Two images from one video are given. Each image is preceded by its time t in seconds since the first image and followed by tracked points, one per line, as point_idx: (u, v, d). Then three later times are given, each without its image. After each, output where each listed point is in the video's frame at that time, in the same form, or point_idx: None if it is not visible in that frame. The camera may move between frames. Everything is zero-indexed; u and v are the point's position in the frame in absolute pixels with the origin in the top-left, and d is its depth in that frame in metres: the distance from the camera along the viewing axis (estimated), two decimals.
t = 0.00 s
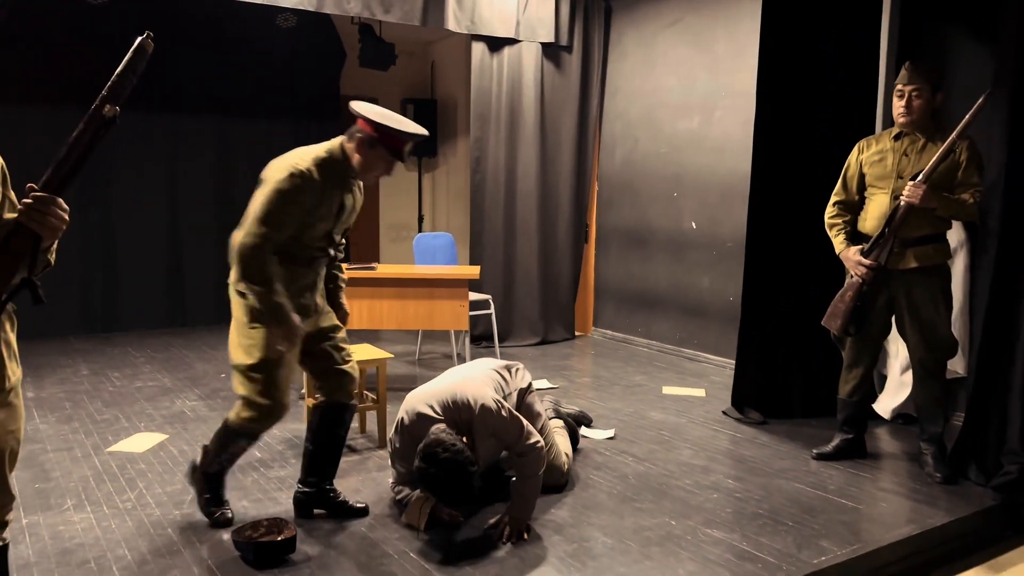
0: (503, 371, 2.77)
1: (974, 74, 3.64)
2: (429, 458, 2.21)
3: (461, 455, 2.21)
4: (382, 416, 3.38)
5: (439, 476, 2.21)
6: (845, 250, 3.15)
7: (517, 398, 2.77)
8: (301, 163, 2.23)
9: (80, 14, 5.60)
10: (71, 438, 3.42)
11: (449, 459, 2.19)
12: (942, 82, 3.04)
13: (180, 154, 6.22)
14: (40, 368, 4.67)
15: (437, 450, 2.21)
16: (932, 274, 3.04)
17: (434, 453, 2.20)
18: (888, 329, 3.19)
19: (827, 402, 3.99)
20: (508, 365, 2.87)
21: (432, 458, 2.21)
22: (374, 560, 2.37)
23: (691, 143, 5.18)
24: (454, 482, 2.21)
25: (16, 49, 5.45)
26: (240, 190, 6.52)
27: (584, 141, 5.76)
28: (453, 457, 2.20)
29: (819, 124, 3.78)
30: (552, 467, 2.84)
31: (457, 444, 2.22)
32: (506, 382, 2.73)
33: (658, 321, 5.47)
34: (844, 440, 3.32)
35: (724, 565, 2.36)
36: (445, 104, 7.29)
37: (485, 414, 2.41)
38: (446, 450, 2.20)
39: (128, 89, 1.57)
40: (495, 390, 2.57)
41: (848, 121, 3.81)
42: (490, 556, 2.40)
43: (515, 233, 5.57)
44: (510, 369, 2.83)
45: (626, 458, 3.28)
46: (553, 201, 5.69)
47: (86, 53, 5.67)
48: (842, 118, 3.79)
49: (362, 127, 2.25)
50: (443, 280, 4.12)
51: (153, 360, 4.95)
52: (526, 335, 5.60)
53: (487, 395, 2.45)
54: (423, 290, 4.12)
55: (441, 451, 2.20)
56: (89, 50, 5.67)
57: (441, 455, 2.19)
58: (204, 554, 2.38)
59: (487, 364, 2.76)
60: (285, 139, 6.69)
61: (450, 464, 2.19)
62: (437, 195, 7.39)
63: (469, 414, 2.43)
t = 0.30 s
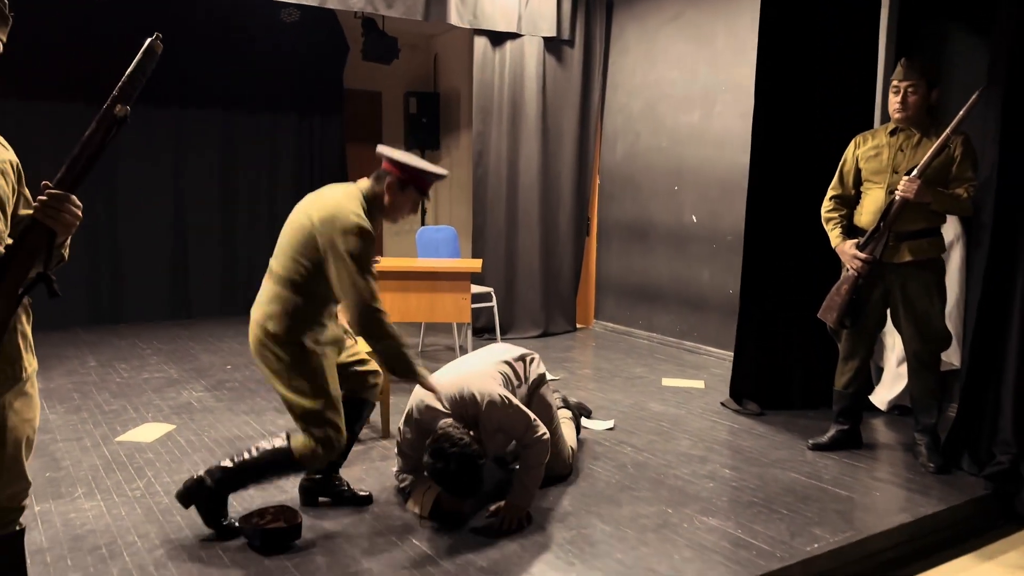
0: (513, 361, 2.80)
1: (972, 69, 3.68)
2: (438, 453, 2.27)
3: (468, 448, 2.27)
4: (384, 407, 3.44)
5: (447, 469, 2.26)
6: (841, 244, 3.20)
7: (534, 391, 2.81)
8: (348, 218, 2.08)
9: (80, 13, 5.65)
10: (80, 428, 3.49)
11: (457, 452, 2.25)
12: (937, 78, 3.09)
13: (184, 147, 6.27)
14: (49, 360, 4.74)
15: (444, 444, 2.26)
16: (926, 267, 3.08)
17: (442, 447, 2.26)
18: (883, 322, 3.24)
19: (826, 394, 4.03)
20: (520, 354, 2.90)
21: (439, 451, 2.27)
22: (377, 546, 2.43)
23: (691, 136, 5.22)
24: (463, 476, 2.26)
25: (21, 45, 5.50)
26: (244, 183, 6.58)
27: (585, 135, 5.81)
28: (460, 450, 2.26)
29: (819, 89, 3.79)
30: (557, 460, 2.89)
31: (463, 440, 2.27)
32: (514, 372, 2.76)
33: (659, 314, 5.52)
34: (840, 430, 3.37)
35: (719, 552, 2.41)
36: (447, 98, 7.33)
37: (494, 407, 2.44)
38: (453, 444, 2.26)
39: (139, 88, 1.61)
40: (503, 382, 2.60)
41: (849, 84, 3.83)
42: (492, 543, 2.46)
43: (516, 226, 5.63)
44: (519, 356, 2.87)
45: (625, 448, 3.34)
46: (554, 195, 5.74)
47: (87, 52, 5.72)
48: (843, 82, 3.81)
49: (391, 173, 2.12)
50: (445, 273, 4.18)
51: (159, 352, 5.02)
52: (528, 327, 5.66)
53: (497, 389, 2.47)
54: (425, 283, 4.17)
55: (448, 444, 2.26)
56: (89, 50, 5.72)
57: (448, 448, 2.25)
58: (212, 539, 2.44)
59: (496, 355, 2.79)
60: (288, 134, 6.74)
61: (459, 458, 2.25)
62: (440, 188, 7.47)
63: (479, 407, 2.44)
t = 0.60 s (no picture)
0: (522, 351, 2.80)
1: (967, 63, 3.70)
2: (441, 442, 2.34)
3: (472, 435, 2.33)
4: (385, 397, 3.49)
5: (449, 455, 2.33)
6: (835, 235, 3.24)
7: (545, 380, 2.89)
8: (376, 299, 2.25)
9: (82, 9, 5.68)
10: (84, 417, 3.54)
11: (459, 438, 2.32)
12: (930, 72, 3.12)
13: (186, 139, 6.31)
14: (54, 349, 4.80)
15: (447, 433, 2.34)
16: (919, 259, 3.13)
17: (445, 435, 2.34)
18: (876, 312, 3.28)
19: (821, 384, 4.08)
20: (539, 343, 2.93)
21: (442, 440, 2.34)
22: (377, 530, 2.48)
23: (690, 128, 5.26)
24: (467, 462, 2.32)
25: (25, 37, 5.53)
26: (245, 174, 6.62)
27: (585, 127, 5.84)
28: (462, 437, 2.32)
29: (816, 86, 3.82)
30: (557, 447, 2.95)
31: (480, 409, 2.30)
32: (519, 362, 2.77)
33: (657, 305, 5.57)
34: (834, 420, 3.42)
35: (711, 537, 2.47)
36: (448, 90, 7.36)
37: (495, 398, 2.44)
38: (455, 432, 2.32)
39: (143, 85, 1.65)
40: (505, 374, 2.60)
41: (845, 92, 3.85)
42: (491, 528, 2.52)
43: (516, 218, 5.67)
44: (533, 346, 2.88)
45: (621, 437, 3.39)
46: (553, 187, 5.78)
47: (89, 47, 5.75)
48: (840, 92, 3.84)
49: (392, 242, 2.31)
50: (446, 265, 4.22)
51: (162, 342, 5.07)
52: (527, 318, 5.70)
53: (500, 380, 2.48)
54: (425, 274, 4.22)
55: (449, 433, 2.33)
56: (89, 51, 5.75)
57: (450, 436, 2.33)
58: (216, 525, 2.50)
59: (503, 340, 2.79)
60: (289, 125, 6.77)
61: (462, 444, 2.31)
62: (440, 179, 7.51)
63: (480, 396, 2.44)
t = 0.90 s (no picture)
0: (521, 336, 2.86)
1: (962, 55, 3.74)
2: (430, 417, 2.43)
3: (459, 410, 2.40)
4: (387, 385, 3.54)
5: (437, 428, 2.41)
6: (829, 227, 3.28)
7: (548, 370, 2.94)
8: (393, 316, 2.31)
9: None
10: (91, 404, 3.61)
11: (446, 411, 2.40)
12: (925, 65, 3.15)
13: (189, 130, 6.35)
14: (59, 339, 4.86)
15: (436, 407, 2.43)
16: (912, 251, 3.17)
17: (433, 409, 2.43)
18: (870, 303, 3.33)
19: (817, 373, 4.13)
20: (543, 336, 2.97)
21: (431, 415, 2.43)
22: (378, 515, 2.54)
23: (689, 119, 5.29)
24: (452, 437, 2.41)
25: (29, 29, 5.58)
26: (248, 165, 6.67)
27: (585, 119, 5.87)
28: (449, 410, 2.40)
29: (813, 78, 3.86)
30: (555, 434, 3.00)
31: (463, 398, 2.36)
32: (516, 346, 2.83)
33: (656, 295, 5.62)
34: (828, 409, 3.48)
35: (704, 522, 2.52)
36: (449, 81, 7.39)
37: (483, 375, 2.50)
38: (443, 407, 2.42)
39: (148, 83, 1.69)
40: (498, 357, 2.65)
41: (843, 64, 3.89)
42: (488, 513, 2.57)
43: (516, 209, 5.72)
44: (535, 332, 2.93)
45: (618, 425, 3.45)
46: (554, 177, 5.82)
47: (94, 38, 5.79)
48: (838, 63, 3.88)
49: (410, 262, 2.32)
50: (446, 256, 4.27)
51: (166, 331, 5.13)
52: (527, 308, 5.76)
53: (490, 359, 2.54)
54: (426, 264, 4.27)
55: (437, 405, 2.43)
56: (92, 46, 5.79)
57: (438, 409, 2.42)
58: (220, 511, 2.56)
59: (502, 323, 2.85)
60: (291, 116, 6.81)
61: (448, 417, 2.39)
62: (442, 170, 7.56)
63: (468, 376, 2.50)
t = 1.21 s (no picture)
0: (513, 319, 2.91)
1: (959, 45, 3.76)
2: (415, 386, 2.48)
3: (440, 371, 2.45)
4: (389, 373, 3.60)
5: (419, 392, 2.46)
6: (825, 218, 3.32)
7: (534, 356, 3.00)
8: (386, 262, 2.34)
9: None
10: (98, 392, 3.67)
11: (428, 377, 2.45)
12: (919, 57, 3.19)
13: (193, 120, 6.40)
14: (66, 327, 4.93)
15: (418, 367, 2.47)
16: (906, 242, 3.20)
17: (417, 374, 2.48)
18: (864, 294, 3.37)
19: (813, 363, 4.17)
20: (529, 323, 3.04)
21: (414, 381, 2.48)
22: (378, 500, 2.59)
23: (689, 110, 5.32)
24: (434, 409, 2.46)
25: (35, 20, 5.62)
26: (252, 155, 6.71)
27: (586, 109, 5.90)
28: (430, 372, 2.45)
29: (812, 68, 3.88)
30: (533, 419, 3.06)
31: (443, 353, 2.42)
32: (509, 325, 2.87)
33: (656, 285, 5.66)
34: (823, 398, 3.52)
35: (696, 508, 2.57)
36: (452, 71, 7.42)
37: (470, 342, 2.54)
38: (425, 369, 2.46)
39: (151, 78, 1.73)
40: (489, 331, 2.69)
41: (843, 35, 3.90)
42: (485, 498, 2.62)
43: (518, 199, 5.76)
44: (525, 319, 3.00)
45: (615, 413, 3.50)
46: (555, 167, 5.86)
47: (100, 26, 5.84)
48: (837, 34, 3.88)
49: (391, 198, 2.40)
50: (446, 247, 4.32)
51: (171, 320, 5.19)
52: (528, 298, 5.80)
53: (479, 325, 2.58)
54: (427, 254, 4.32)
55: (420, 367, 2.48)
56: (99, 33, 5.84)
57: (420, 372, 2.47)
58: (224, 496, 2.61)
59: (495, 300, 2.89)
60: (294, 106, 6.85)
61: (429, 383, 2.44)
62: (444, 159, 7.60)
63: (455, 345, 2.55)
